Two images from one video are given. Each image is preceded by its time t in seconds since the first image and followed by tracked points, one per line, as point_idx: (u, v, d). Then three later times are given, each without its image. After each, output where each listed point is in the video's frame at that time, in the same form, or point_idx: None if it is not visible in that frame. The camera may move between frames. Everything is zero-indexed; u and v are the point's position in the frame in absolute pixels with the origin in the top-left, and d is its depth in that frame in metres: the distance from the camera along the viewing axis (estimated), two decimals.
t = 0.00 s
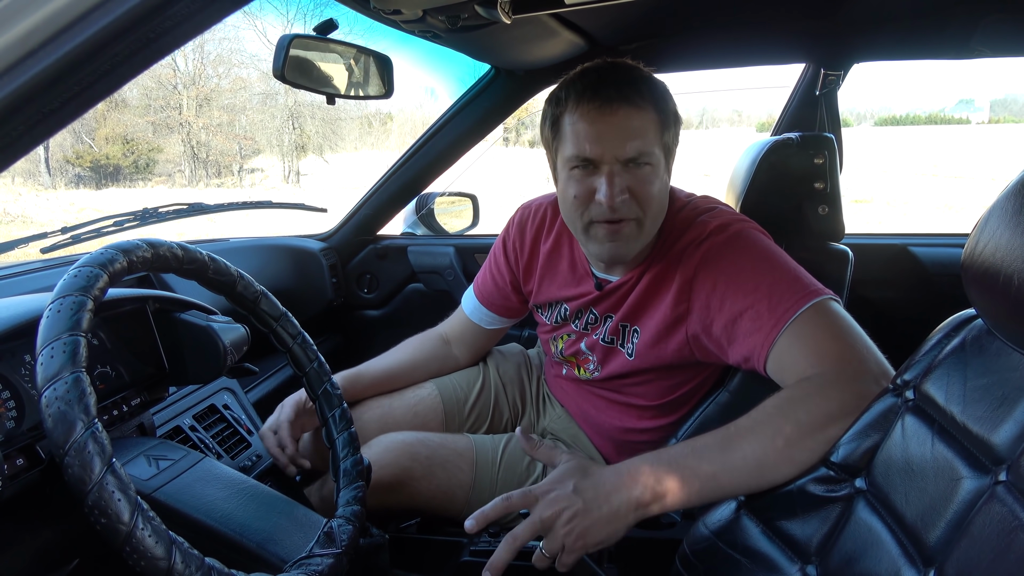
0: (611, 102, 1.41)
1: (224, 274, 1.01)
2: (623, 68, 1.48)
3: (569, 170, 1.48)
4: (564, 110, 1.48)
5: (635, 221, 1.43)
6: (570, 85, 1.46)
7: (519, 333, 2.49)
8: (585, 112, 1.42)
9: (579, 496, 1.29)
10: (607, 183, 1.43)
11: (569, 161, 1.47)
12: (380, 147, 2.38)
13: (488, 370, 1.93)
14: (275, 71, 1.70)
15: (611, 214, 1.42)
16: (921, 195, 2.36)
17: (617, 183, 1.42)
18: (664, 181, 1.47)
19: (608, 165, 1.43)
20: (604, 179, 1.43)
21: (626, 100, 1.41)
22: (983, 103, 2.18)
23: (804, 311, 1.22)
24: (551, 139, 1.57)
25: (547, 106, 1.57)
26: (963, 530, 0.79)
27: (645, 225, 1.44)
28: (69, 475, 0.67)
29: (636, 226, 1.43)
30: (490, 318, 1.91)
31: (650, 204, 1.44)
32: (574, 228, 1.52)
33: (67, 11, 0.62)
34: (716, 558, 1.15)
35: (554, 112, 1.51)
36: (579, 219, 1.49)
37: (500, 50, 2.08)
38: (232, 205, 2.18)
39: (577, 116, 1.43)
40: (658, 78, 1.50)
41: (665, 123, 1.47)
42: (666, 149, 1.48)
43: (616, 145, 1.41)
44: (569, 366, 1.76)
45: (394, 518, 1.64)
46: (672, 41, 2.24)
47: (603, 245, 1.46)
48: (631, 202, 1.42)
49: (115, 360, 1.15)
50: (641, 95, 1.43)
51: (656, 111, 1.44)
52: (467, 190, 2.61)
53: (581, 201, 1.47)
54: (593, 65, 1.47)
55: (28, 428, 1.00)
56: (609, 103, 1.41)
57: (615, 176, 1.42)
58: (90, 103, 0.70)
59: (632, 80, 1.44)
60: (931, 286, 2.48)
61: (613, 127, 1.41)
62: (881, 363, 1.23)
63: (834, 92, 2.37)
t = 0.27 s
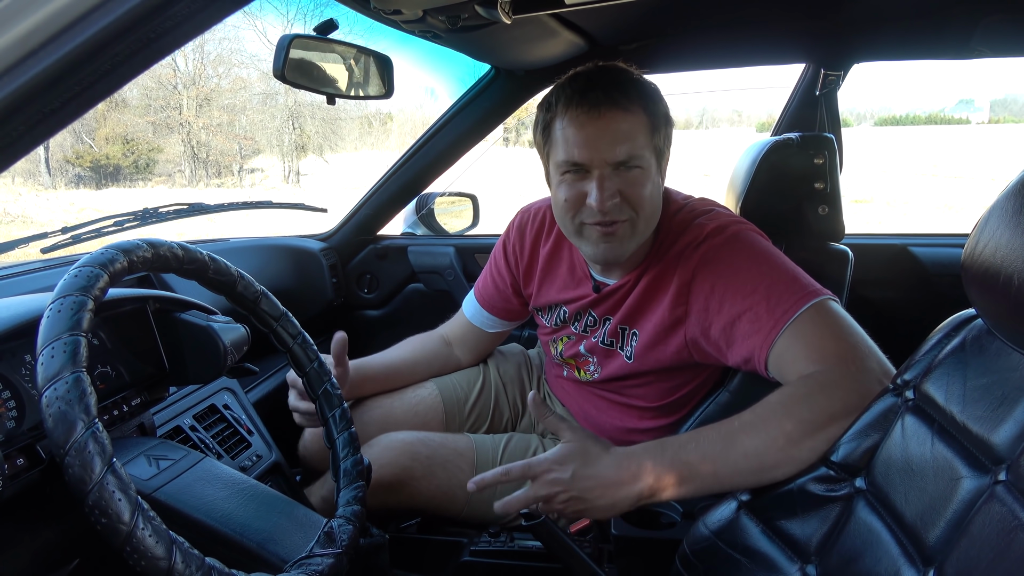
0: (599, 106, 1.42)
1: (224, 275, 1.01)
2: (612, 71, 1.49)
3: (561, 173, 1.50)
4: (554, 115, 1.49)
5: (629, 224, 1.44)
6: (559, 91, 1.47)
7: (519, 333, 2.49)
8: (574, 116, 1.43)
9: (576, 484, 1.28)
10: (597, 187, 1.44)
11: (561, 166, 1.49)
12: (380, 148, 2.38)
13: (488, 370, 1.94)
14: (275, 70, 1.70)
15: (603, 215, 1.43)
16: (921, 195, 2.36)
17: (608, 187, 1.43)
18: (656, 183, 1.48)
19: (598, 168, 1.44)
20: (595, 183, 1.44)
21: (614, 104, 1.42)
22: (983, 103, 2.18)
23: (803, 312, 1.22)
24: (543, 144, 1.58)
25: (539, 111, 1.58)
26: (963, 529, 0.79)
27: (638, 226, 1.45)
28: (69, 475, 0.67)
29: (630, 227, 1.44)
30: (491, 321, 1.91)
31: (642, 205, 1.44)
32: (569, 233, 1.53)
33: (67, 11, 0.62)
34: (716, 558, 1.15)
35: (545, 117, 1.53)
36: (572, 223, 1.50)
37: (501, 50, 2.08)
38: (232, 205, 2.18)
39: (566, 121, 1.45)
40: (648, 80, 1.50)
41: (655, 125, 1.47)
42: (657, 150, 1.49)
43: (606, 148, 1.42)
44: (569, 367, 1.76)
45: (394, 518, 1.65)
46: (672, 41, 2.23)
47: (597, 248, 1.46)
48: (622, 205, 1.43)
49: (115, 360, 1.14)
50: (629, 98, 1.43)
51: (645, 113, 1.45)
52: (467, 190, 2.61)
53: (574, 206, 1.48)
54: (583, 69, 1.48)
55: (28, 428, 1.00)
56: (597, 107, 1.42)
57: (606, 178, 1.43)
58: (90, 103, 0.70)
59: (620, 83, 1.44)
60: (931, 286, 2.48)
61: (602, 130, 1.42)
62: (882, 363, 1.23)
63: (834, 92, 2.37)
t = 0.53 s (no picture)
0: (606, 100, 1.41)
1: (224, 274, 1.01)
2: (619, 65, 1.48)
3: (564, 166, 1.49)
4: (560, 107, 1.47)
5: (632, 221, 1.44)
6: (566, 82, 1.46)
7: (519, 333, 2.49)
8: (580, 109, 1.42)
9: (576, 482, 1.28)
10: (603, 181, 1.43)
11: (566, 158, 1.47)
12: (380, 147, 2.38)
13: (488, 371, 1.94)
14: (275, 70, 1.70)
15: (606, 210, 1.43)
16: (921, 195, 2.36)
17: (614, 181, 1.42)
18: (660, 180, 1.47)
19: (604, 162, 1.43)
20: (600, 176, 1.43)
21: (621, 98, 1.41)
22: (983, 103, 2.18)
23: (801, 309, 1.22)
24: (547, 137, 1.57)
25: (544, 103, 1.57)
26: (963, 529, 0.79)
27: (640, 223, 1.45)
28: (69, 475, 0.67)
29: (630, 224, 1.44)
30: (490, 319, 1.91)
31: (645, 202, 1.44)
32: (572, 228, 1.53)
33: (67, 11, 0.62)
34: (716, 558, 1.15)
35: (550, 109, 1.52)
36: (576, 218, 1.50)
37: (501, 50, 2.08)
38: (232, 205, 2.18)
39: (572, 113, 1.43)
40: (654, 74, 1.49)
41: (660, 121, 1.46)
42: (661, 148, 1.48)
43: (611, 143, 1.41)
44: (568, 366, 1.76)
45: (394, 518, 1.65)
46: (672, 40, 2.24)
47: (599, 252, 1.49)
48: (627, 200, 1.42)
49: (115, 360, 1.14)
50: (636, 93, 1.42)
51: (652, 110, 1.44)
52: (467, 190, 2.61)
53: (578, 199, 1.47)
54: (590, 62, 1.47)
55: (28, 428, 1.00)
56: (605, 101, 1.41)
57: (611, 173, 1.42)
58: (90, 103, 0.70)
59: (626, 78, 1.44)
60: (931, 287, 2.48)
61: (608, 125, 1.40)
62: (880, 364, 1.23)
63: (834, 92, 2.37)
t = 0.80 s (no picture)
0: (608, 81, 1.44)
1: (224, 274, 1.01)
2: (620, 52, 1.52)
3: (570, 151, 1.50)
4: (564, 94, 1.51)
5: (638, 198, 1.43)
6: (569, 70, 1.50)
7: (519, 333, 2.49)
8: (583, 92, 1.45)
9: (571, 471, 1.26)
10: (608, 161, 1.44)
11: (571, 142, 1.49)
12: (380, 147, 2.38)
13: (488, 371, 1.94)
14: (275, 70, 1.71)
15: (612, 189, 1.43)
16: (921, 195, 2.36)
17: (619, 160, 1.43)
18: (665, 161, 1.48)
19: (609, 142, 1.45)
20: (605, 156, 1.45)
21: (624, 79, 1.44)
22: (983, 103, 2.18)
23: (798, 305, 1.22)
24: (552, 127, 1.60)
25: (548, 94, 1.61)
26: (962, 529, 0.79)
27: (647, 203, 1.45)
28: (69, 476, 0.67)
29: (639, 204, 1.43)
30: (494, 315, 1.90)
31: (651, 181, 1.44)
32: (578, 211, 1.52)
33: (67, 11, 0.62)
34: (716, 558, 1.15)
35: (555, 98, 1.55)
36: (582, 200, 1.49)
37: (501, 50, 2.08)
38: (231, 205, 2.18)
39: (576, 97, 1.46)
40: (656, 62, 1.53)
41: (663, 104, 1.49)
42: (665, 130, 1.50)
43: (614, 122, 1.43)
44: (570, 361, 1.77)
45: (394, 518, 1.64)
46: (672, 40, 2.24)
47: (606, 223, 1.44)
48: (632, 178, 1.43)
49: (115, 360, 1.15)
50: (637, 74, 1.45)
51: (654, 90, 1.46)
52: (467, 190, 2.61)
53: (584, 181, 1.48)
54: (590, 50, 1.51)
55: (28, 428, 1.00)
56: (607, 81, 1.44)
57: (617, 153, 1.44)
58: (90, 103, 0.70)
59: (629, 61, 1.47)
60: (931, 287, 2.48)
61: (611, 104, 1.43)
62: (877, 363, 1.22)
63: (834, 92, 2.37)
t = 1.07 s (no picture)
0: (615, 146, 1.36)
1: (224, 274, 1.01)
2: (621, 94, 1.42)
3: (574, 207, 1.45)
4: (564, 146, 1.43)
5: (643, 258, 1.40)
6: (569, 119, 1.41)
7: (519, 333, 2.49)
8: (587, 153, 1.37)
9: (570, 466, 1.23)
10: (614, 224, 1.39)
11: (573, 198, 1.43)
12: (380, 147, 2.38)
13: (487, 371, 1.93)
14: (275, 70, 1.71)
15: (618, 253, 1.40)
16: (921, 194, 2.36)
17: (625, 224, 1.38)
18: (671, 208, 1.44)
19: (614, 204, 1.39)
20: (612, 219, 1.40)
21: (630, 139, 1.36)
22: (983, 103, 2.18)
23: (801, 312, 1.22)
24: (550, 172, 1.53)
25: (544, 133, 1.52)
26: (964, 530, 0.79)
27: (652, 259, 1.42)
28: (69, 476, 0.67)
29: (643, 262, 1.41)
30: (493, 321, 1.91)
31: (658, 238, 1.40)
32: (583, 263, 1.51)
33: (67, 12, 0.62)
34: (716, 558, 1.15)
35: (554, 146, 1.47)
36: (587, 255, 1.47)
37: (501, 50, 2.08)
38: (231, 205, 2.18)
39: (579, 155, 1.39)
40: (658, 99, 1.43)
41: (669, 152, 1.41)
42: (671, 177, 1.43)
43: (621, 187, 1.37)
44: (571, 367, 1.77)
45: (394, 518, 1.64)
46: (673, 40, 2.24)
47: (611, 277, 1.45)
48: (640, 241, 1.39)
49: (115, 360, 1.15)
50: (643, 132, 1.37)
51: (660, 143, 1.39)
52: (467, 190, 2.61)
53: (589, 239, 1.45)
54: (592, 94, 1.41)
55: (28, 428, 1.00)
56: (612, 146, 1.36)
57: (623, 215, 1.38)
58: (90, 103, 0.70)
59: (633, 112, 1.38)
60: (931, 286, 2.48)
61: (617, 168, 1.36)
62: (880, 365, 1.22)
63: (834, 92, 2.37)
